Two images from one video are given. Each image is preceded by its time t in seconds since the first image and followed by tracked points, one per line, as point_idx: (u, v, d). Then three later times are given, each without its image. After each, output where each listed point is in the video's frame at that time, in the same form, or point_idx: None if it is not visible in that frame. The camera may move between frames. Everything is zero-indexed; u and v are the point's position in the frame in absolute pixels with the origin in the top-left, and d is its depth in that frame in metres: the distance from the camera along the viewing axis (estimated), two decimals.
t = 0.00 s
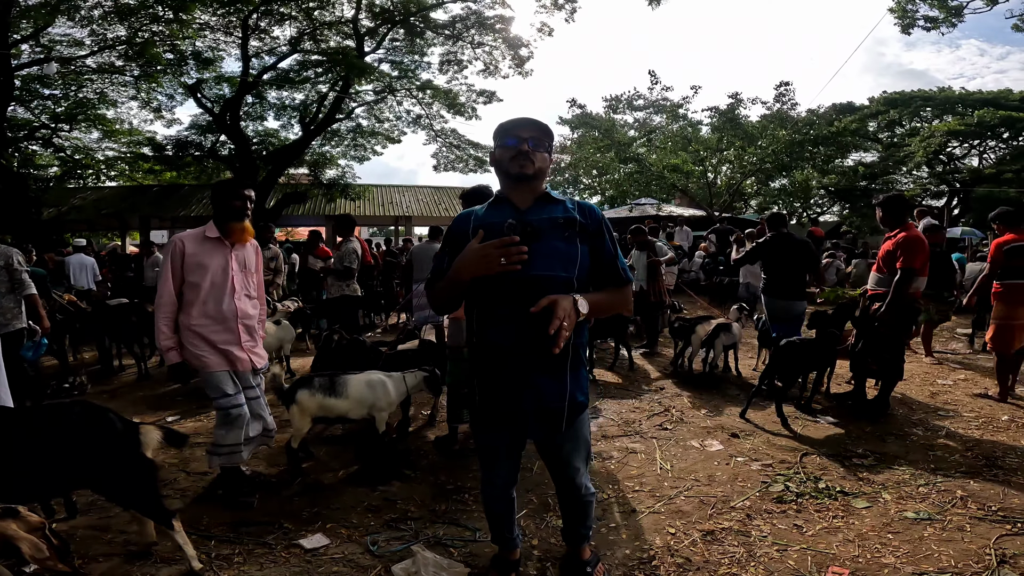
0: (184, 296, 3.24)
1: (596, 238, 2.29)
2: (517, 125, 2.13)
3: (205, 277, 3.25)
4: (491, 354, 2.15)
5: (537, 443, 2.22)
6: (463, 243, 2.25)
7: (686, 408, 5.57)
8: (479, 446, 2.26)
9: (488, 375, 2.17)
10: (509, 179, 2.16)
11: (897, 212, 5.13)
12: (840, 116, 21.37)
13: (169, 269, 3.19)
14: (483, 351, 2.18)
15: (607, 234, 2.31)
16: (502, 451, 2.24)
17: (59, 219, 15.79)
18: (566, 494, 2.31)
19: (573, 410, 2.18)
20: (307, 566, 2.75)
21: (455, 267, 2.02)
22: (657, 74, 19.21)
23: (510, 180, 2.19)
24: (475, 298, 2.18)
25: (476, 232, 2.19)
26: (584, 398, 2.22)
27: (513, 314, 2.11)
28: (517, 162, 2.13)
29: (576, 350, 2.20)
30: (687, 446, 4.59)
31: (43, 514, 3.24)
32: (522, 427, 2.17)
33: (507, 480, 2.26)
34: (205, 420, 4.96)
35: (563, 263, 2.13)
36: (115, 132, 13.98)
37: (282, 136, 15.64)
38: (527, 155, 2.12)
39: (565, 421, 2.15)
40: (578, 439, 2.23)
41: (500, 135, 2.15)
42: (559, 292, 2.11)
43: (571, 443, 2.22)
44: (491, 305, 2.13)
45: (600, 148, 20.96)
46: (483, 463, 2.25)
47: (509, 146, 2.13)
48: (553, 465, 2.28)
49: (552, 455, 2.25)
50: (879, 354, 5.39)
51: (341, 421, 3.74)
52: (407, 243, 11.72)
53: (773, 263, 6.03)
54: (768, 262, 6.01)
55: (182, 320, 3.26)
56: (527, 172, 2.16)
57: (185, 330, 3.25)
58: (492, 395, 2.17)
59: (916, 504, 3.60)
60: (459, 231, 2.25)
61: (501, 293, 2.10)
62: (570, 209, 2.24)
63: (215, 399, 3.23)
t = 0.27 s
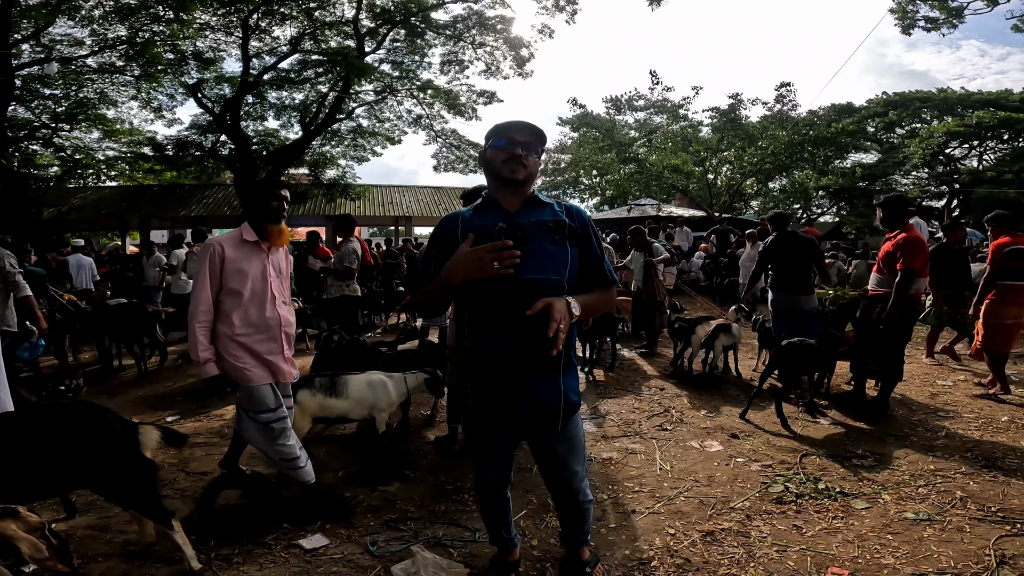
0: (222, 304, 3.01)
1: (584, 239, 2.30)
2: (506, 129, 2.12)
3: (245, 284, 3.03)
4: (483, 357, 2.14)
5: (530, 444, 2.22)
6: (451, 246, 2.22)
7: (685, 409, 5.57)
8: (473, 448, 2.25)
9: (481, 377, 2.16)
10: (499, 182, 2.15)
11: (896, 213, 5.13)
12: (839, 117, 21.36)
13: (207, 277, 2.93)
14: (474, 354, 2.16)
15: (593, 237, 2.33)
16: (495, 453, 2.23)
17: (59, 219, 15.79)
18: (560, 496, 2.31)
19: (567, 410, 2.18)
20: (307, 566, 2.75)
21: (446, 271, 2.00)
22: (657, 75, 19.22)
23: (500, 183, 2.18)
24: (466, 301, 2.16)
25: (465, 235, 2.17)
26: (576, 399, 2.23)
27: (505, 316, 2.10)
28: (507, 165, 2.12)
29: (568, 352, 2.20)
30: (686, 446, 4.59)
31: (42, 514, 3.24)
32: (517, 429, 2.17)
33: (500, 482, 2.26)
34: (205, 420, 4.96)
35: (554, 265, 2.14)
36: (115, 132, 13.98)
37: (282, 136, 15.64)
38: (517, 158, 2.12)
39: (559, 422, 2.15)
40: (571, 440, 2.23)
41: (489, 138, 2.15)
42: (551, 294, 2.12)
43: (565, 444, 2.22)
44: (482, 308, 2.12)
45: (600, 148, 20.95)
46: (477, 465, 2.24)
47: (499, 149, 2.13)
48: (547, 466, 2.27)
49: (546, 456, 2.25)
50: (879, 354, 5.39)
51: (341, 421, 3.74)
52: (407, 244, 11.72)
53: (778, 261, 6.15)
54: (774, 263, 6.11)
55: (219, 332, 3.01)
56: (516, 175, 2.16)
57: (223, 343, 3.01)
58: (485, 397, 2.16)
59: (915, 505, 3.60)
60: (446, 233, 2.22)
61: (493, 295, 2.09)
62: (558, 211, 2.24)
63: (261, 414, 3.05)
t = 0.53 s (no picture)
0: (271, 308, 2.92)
1: (578, 242, 2.31)
2: (503, 131, 2.12)
3: (294, 283, 2.97)
4: (482, 359, 2.13)
5: (528, 446, 2.23)
6: (447, 249, 2.20)
7: (685, 410, 5.58)
8: (472, 450, 2.25)
9: (479, 379, 2.16)
10: (495, 185, 2.15)
11: (900, 214, 5.13)
12: (839, 118, 21.36)
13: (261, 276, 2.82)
14: (472, 356, 2.16)
15: (587, 239, 2.34)
16: (493, 454, 2.23)
17: (60, 219, 15.81)
18: (560, 497, 2.30)
19: (565, 411, 2.19)
20: (307, 566, 2.75)
21: (444, 275, 1.99)
22: (658, 76, 19.22)
23: (495, 186, 2.17)
24: (464, 303, 2.16)
25: (461, 237, 2.16)
26: (574, 399, 2.24)
27: (504, 319, 2.10)
28: (505, 169, 2.13)
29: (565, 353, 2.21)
30: (687, 447, 4.60)
31: (42, 515, 3.25)
32: (516, 431, 2.17)
33: (499, 482, 2.27)
34: (205, 421, 4.97)
35: (551, 268, 2.14)
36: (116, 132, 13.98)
37: (282, 137, 15.64)
38: (514, 161, 2.13)
39: (558, 422, 2.16)
40: (570, 440, 2.24)
41: (484, 140, 2.15)
42: (550, 297, 2.13)
43: (565, 445, 2.22)
44: (480, 311, 2.11)
45: (600, 149, 20.97)
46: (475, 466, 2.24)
47: (497, 152, 2.12)
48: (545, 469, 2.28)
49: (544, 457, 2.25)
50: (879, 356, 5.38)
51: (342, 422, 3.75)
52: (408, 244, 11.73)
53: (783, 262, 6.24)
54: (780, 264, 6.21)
55: (270, 334, 2.92)
56: (513, 178, 2.16)
57: (275, 345, 2.93)
58: (483, 400, 2.16)
59: (915, 506, 3.60)
60: (441, 236, 2.21)
61: (492, 298, 2.09)
62: (552, 214, 2.25)
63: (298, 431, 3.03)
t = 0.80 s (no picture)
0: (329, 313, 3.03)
1: (577, 244, 2.32)
2: (505, 134, 2.12)
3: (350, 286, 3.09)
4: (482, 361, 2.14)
5: (528, 446, 2.23)
6: (447, 250, 2.20)
7: (685, 410, 5.58)
8: (471, 450, 2.25)
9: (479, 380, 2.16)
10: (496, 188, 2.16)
11: (902, 214, 5.14)
12: (839, 118, 21.35)
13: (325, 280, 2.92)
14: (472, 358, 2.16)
15: (586, 242, 2.35)
16: (492, 454, 2.24)
17: (60, 219, 15.82)
18: (560, 498, 2.30)
19: (564, 412, 2.19)
20: (307, 567, 2.75)
21: (446, 277, 1.99)
22: (658, 76, 19.23)
23: (495, 189, 2.18)
24: (464, 305, 2.16)
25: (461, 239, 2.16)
26: (573, 401, 2.24)
27: (506, 321, 2.10)
28: (505, 172, 2.14)
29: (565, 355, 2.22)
30: (686, 447, 4.61)
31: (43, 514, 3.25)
32: (516, 432, 2.17)
33: (498, 482, 2.27)
34: (205, 421, 4.97)
35: (551, 270, 2.15)
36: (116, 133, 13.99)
37: (282, 137, 15.65)
38: (513, 165, 2.14)
39: (558, 424, 2.16)
40: (569, 442, 2.24)
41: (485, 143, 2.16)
42: (551, 299, 2.13)
43: (564, 446, 2.23)
44: (481, 313, 2.12)
45: (600, 149, 20.98)
46: (474, 466, 2.24)
47: (495, 154, 2.13)
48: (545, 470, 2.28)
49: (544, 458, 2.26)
50: (878, 356, 5.37)
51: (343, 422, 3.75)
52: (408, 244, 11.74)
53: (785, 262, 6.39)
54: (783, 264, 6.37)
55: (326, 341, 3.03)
56: (515, 180, 2.16)
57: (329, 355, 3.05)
58: (483, 401, 2.16)
59: (915, 506, 3.61)
60: (440, 236, 2.20)
61: (493, 300, 2.09)
62: (552, 216, 2.25)
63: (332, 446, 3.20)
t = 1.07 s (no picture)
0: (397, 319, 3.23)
1: (577, 243, 2.32)
2: (502, 135, 2.14)
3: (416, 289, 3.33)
4: (483, 361, 2.13)
5: (530, 446, 2.22)
6: (446, 250, 2.19)
7: (685, 410, 5.58)
8: (472, 451, 2.25)
9: (480, 381, 2.15)
10: (495, 188, 2.16)
11: (904, 214, 5.14)
12: (838, 119, 21.36)
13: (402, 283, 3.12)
14: (473, 358, 2.15)
15: (585, 241, 2.35)
16: (494, 454, 2.23)
17: (60, 219, 15.82)
18: (563, 498, 2.30)
19: (565, 412, 2.19)
20: (308, 567, 2.75)
21: (446, 279, 1.98)
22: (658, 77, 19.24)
23: (494, 189, 2.18)
24: (464, 306, 2.15)
25: (461, 239, 2.15)
26: (574, 400, 2.24)
27: (507, 321, 2.10)
28: (503, 172, 2.14)
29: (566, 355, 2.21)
30: (687, 447, 4.61)
31: (43, 515, 3.25)
32: (516, 431, 2.16)
33: (499, 482, 2.27)
34: (205, 421, 4.97)
35: (552, 271, 2.14)
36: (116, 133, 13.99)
37: (282, 137, 15.66)
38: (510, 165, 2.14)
39: (559, 423, 2.16)
40: (570, 441, 2.24)
41: (482, 144, 2.16)
42: (552, 299, 2.13)
43: (566, 445, 2.23)
44: (482, 313, 2.11)
45: (600, 150, 20.99)
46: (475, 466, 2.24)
47: (492, 155, 2.14)
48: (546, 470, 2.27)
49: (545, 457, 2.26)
50: (879, 357, 5.36)
51: (345, 422, 3.76)
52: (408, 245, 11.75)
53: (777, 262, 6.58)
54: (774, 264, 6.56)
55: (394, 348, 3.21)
56: (511, 180, 2.17)
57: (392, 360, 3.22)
58: (484, 401, 2.16)
59: (916, 506, 3.60)
60: (440, 237, 2.20)
61: (494, 301, 2.08)
62: (552, 216, 2.25)
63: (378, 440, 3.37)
